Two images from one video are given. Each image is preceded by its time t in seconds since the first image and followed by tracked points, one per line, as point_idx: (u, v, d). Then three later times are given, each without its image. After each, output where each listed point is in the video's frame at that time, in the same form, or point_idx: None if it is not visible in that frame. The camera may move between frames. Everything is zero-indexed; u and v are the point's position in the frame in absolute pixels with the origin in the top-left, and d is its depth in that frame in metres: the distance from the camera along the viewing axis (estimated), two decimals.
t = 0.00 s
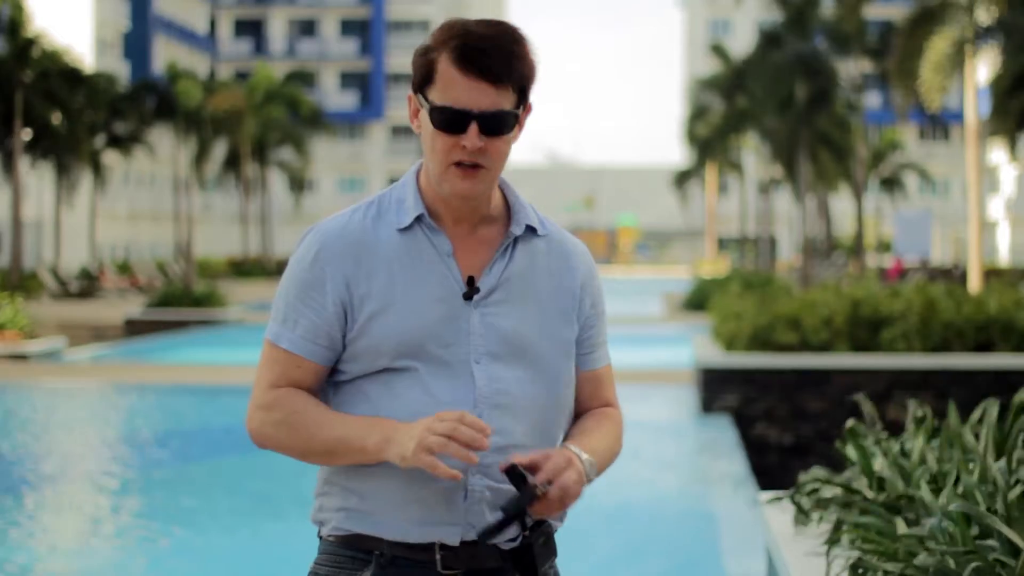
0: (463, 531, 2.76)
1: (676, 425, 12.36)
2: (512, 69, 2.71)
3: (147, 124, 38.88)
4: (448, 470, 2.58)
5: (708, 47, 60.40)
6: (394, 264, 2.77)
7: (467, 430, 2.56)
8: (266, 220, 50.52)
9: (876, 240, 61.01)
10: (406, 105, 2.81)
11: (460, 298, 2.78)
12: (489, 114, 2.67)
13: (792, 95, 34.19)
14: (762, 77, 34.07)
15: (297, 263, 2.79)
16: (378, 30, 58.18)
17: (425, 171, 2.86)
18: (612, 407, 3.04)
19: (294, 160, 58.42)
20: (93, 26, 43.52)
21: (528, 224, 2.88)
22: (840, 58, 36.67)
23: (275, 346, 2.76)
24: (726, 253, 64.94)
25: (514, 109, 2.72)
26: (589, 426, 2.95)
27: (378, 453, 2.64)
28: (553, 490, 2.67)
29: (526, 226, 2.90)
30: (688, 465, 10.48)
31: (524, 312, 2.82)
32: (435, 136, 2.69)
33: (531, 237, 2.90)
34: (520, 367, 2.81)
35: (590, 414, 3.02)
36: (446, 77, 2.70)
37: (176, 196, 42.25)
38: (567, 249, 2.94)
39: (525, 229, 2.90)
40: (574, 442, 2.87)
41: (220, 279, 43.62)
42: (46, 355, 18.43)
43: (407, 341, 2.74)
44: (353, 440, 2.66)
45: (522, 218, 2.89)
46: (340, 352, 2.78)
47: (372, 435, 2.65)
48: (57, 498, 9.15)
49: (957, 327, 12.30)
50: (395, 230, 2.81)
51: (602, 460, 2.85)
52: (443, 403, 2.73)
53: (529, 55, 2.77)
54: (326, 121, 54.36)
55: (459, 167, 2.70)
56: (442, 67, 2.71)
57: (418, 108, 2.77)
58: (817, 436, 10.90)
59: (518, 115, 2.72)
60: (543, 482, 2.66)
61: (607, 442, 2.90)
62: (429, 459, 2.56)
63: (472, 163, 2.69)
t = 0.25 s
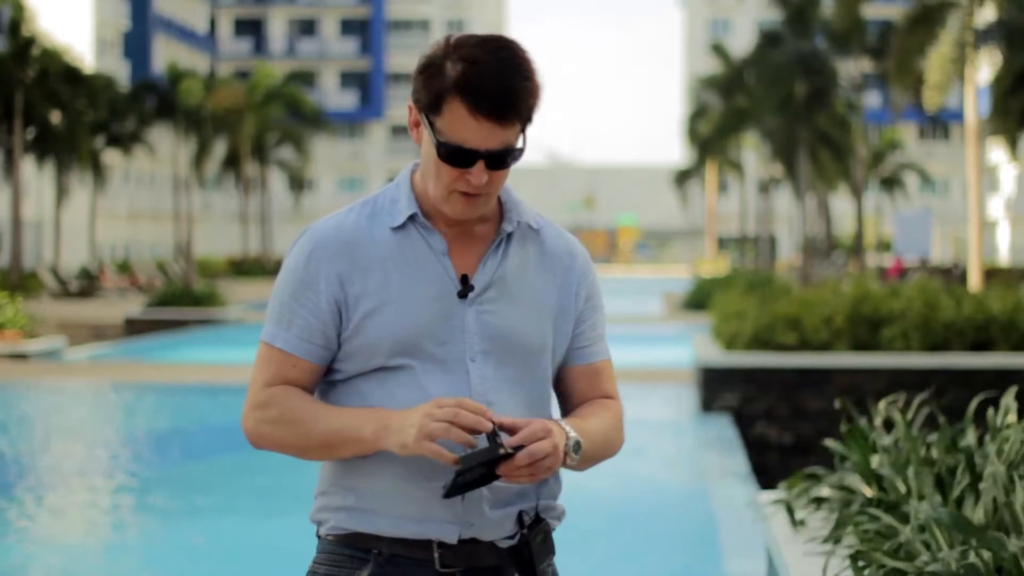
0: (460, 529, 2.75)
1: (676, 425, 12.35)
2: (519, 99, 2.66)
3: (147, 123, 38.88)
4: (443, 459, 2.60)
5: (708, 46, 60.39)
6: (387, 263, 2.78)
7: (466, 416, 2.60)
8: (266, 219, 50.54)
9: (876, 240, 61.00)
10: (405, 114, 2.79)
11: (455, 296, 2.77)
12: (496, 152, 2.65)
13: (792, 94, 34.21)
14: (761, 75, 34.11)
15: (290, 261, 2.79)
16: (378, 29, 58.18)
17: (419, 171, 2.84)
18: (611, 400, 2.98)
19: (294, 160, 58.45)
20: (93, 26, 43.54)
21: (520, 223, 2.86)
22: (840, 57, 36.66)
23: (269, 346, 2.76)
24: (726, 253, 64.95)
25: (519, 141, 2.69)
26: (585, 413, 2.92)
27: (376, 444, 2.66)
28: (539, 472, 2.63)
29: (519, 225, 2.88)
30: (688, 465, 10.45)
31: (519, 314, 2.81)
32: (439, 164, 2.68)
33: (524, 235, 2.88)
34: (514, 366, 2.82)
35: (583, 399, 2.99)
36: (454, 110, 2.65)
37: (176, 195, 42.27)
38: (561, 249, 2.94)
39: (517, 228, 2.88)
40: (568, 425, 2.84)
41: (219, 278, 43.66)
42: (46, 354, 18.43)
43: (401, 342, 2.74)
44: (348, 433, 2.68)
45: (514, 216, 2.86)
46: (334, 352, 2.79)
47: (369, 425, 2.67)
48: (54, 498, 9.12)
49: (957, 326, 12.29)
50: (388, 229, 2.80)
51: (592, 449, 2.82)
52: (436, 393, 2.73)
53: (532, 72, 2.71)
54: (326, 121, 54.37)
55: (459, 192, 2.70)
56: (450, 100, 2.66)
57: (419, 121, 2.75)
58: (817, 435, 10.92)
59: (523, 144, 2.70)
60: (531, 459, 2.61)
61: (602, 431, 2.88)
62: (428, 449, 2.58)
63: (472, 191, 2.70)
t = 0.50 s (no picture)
0: (456, 528, 2.75)
1: (676, 425, 12.36)
2: (511, 102, 2.65)
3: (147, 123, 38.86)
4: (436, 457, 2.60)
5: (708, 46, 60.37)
6: (381, 263, 2.77)
7: (459, 417, 2.59)
8: (266, 220, 50.52)
9: (876, 241, 60.98)
10: (397, 116, 2.79)
11: (447, 297, 2.77)
12: (488, 157, 2.65)
13: (792, 94, 34.19)
14: (760, 75, 34.12)
15: (284, 263, 2.79)
16: (378, 30, 58.15)
17: (412, 174, 2.83)
18: (606, 399, 2.97)
19: (294, 160, 58.45)
20: (93, 26, 43.54)
21: (512, 222, 2.85)
22: (840, 58, 36.63)
23: (263, 349, 2.76)
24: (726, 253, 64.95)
25: (511, 146, 2.69)
26: (580, 411, 2.92)
27: (370, 445, 2.66)
28: (529, 467, 2.63)
29: (511, 224, 2.87)
30: (688, 466, 10.43)
31: (512, 313, 2.81)
32: (432, 169, 2.68)
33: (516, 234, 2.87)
34: (507, 366, 2.82)
35: (577, 396, 2.97)
36: (447, 114, 2.65)
37: (177, 196, 42.28)
38: (556, 248, 2.93)
39: (510, 226, 2.87)
40: (560, 423, 2.82)
41: (219, 279, 43.67)
42: (46, 355, 18.43)
43: (395, 343, 2.75)
44: (342, 434, 2.68)
45: (506, 215, 2.86)
46: (328, 354, 2.79)
47: (363, 426, 2.67)
48: (52, 499, 9.12)
49: (958, 327, 12.26)
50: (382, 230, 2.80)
51: (584, 448, 2.81)
52: (428, 391, 2.74)
53: (525, 73, 2.70)
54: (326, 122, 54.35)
55: (452, 196, 2.71)
56: (441, 102, 2.66)
57: (412, 124, 2.75)
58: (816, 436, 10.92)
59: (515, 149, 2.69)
60: (521, 454, 2.60)
61: (594, 428, 2.87)
62: (421, 448, 2.58)
63: (464, 195, 2.70)
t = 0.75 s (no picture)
0: (453, 527, 2.75)
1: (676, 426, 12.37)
2: (503, 101, 2.65)
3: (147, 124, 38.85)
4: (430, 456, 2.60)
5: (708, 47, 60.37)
6: (377, 264, 2.77)
7: (450, 417, 2.58)
8: (266, 220, 50.53)
9: (876, 241, 60.99)
10: (391, 117, 2.80)
11: (443, 295, 2.77)
12: (481, 158, 2.65)
13: (792, 95, 34.23)
14: (760, 76, 34.18)
15: (280, 266, 2.80)
16: (378, 30, 58.13)
17: (408, 174, 2.83)
18: (600, 399, 2.97)
19: (294, 161, 58.47)
20: (93, 27, 43.53)
21: (507, 221, 2.85)
22: (840, 59, 36.62)
23: (260, 351, 2.77)
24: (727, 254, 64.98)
25: (504, 146, 2.69)
26: (573, 411, 2.92)
27: (366, 447, 2.67)
28: (522, 462, 2.63)
29: (504, 225, 2.86)
30: (688, 467, 10.44)
31: (506, 314, 2.81)
32: (424, 171, 2.69)
33: (511, 233, 2.87)
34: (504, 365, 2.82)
35: (572, 395, 2.97)
36: (439, 115, 2.66)
37: (177, 196, 42.30)
38: (550, 249, 2.93)
39: (504, 226, 2.87)
40: (553, 420, 2.82)
41: (219, 279, 43.70)
42: (47, 355, 18.45)
43: (390, 344, 2.75)
44: (339, 438, 2.69)
45: (501, 213, 2.85)
46: (325, 355, 2.80)
47: (360, 429, 2.68)
48: (51, 499, 9.13)
49: (959, 328, 12.27)
50: (377, 232, 2.80)
51: (577, 446, 2.81)
52: (424, 390, 2.74)
53: (516, 74, 2.71)
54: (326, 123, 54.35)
55: (446, 197, 2.71)
56: (435, 104, 2.66)
57: (407, 126, 2.75)
58: (816, 437, 10.92)
59: (508, 149, 2.70)
60: (513, 453, 2.60)
61: (586, 427, 2.87)
62: (415, 447, 2.58)
63: (458, 194, 2.70)
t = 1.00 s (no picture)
0: (451, 526, 2.74)
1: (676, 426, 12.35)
2: (501, 101, 2.65)
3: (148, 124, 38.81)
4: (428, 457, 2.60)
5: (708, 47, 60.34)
6: (376, 263, 2.77)
7: (447, 420, 2.58)
8: (266, 220, 50.51)
9: (876, 241, 60.99)
10: (390, 117, 2.80)
11: (442, 294, 2.77)
12: (480, 158, 2.65)
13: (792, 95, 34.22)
14: (760, 77, 34.22)
15: (280, 265, 2.79)
16: (378, 30, 58.11)
17: (407, 175, 2.83)
18: (599, 398, 2.97)
19: (294, 161, 58.47)
20: (93, 27, 43.48)
21: (505, 219, 2.85)
22: (840, 58, 36.56)
23: (259, 351, 2.78)
24: (726, 254, 65.01)
25: (503, 144, 2.69)
26: (572, 408, 2.92)
27: (365, 451, 2.67)
28: (521, 460, 2.63)
29: (502, 222, 2.86)
30: (689, 466, 10.42)
31: (504, 313, 2.81)
32: (424, 169, 2.69)
33: (510, 231, 2.87)
34: (507, 364, 2.80)
35: (571, 395, 2.97)
36: (439, 115, 2.65)
37: (177, 196, 42.30)
38: (548, 249, 2.93)
39: (502, 224, 2.87)
40: (551, 418, 2.82)
41: (219, 279, 43.69)
42: (46, 355, 18.43)
43: (390, 344, 2.75)
44: (339, 440, 2.69)
45: (498, 212, 2.85)
46: (324, 355, 2.80)
47: (360, 432, 2.68)
48: (52, 499, 9.12)
49: (958, 327, 12.27)
50: (377, 231, 2.79)
51: (572, 445, 2.81)
52: (424, 390, 2.74)
53: (516, 72, 2.70)
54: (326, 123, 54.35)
55: (445, 196, 2.71)
56: (435, 105, 2.66)
57: (406, 127, 2.75)
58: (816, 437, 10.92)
59: (506, 149, 2.70)
60: (512, 454, 2.60)
61: (585, 426, 2.87)
62: (414, 449, 2.58)
63: (455, 196, 2.70)
